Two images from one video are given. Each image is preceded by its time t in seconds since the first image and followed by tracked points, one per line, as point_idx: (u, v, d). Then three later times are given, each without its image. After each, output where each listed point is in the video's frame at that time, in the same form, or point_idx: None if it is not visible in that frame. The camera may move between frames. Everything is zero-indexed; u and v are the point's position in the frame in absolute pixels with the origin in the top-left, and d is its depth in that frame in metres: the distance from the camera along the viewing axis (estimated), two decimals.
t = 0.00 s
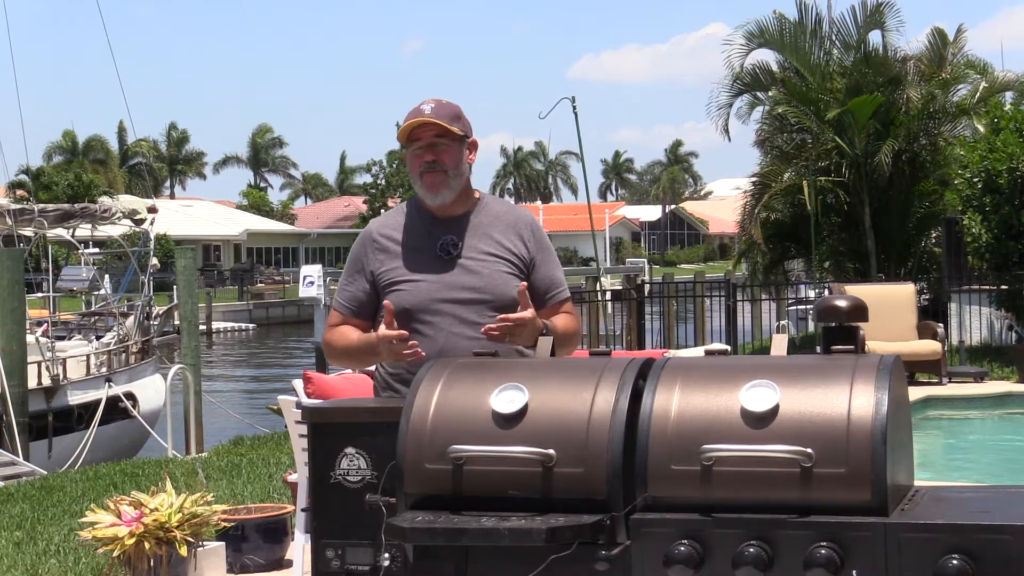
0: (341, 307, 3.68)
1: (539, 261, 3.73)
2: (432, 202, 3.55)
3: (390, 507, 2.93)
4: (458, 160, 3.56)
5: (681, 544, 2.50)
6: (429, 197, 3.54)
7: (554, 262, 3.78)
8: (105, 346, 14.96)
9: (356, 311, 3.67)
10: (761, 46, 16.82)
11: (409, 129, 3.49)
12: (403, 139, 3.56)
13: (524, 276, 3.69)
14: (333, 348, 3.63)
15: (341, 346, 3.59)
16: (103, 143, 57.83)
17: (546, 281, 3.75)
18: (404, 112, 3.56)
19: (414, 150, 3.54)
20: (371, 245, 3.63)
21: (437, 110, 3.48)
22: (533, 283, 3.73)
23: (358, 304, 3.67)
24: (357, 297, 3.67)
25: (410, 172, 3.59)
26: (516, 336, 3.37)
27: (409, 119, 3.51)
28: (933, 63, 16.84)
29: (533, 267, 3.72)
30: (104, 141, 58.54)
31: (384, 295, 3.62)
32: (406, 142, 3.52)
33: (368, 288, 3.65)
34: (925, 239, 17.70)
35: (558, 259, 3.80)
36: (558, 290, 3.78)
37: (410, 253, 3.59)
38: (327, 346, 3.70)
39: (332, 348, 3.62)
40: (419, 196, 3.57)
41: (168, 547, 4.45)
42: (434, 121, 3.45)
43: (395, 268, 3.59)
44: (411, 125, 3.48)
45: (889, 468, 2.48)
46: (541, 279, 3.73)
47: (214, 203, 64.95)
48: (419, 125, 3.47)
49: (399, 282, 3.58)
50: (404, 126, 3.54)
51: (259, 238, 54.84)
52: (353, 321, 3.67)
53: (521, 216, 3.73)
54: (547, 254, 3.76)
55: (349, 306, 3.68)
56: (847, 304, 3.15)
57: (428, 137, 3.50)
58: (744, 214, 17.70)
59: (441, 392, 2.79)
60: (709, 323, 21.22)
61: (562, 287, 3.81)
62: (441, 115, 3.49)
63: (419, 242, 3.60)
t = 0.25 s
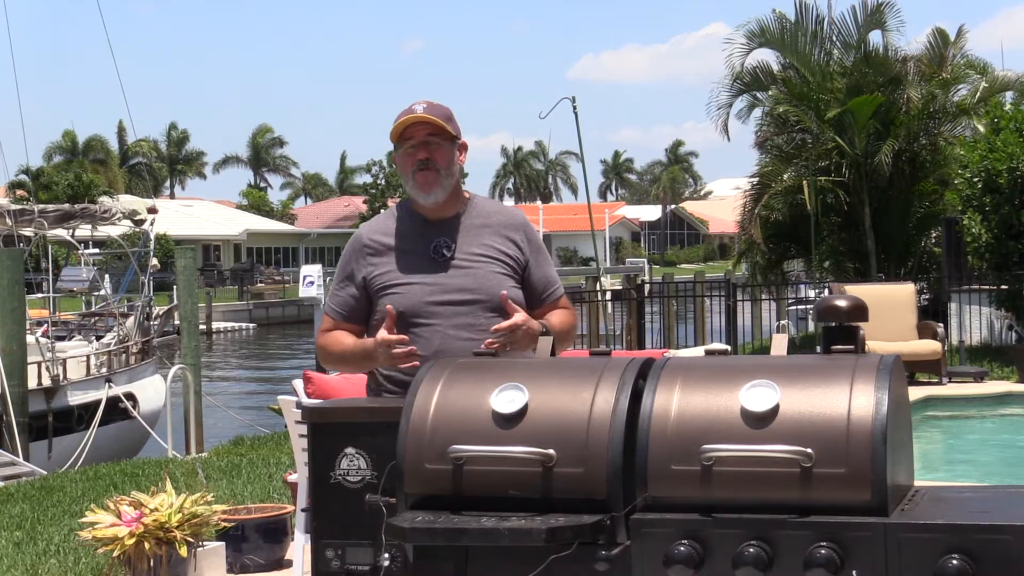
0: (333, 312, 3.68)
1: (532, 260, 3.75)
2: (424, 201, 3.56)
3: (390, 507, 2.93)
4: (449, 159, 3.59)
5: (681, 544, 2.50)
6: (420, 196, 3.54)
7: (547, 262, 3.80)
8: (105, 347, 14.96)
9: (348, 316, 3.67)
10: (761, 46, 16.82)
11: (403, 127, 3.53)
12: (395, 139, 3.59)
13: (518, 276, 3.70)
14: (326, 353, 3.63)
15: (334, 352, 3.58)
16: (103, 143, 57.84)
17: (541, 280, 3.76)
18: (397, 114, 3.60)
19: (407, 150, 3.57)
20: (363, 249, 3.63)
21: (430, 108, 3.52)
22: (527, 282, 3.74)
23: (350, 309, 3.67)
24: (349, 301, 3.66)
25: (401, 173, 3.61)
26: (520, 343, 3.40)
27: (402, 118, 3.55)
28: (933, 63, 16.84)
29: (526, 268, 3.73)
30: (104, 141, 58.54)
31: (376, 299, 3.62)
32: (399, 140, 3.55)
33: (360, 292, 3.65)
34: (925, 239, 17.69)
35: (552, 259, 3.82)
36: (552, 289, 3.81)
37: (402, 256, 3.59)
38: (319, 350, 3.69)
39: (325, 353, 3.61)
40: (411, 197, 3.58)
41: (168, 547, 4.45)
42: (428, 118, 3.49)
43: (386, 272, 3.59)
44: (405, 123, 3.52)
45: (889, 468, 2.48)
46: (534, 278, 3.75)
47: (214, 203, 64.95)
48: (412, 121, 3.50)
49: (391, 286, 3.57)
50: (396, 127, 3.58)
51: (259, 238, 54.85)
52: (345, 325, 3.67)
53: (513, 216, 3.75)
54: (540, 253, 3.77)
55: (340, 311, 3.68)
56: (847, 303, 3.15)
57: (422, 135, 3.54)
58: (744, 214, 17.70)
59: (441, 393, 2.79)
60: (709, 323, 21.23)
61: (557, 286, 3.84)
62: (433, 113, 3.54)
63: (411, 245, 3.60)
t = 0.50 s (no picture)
0: (329, 315, 3.67)
1: (527, 259, 3.76)
2: (423, 203, 3.56)
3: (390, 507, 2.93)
4: (447, 161, 3.58)
5: (681, 544, 2.50)
6: (423, 199, 3.55)
7: (541, 260, 3.81)
8: (105, 347, 14.97)
9: (344, 318, 3.66)
10: (761, 46, 16.81)
11: (400, 130, 3.51)
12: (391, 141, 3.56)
13: (514, 276, 3.71)
14: (323, 357, 3.62)
15: (333, 356, 3.57)
16: (103, 143, 57.83)
17: (536, 279, 3.77)
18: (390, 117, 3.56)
19: (404, 153, 3.55)
20: (359, 251, 3.61)
21: (425, 110, 3.50)
22: (523, 282, 3.75)
23: (346, 312, 3.66)
24: (346, 304, 3.65)
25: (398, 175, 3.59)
26: (512, 346, 3.38)
27: (399, 120, 3.52)
28: (933, 63, 16.85)
29: (521, 267, 3.74)
30: (104, 141, 58.53)
31: (374, 301, 3.61)
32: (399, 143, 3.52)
33: (356, 295, 3.64)
34: (925, 239, 17.69)
35: (546, 258, 3.83)
36: (547, 288, 3.82)
37: (399, 259, 3.59)
38: (315, 354, 3.68)
39: (323, 358, 3.61)
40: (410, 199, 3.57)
41: (168, 546, 4.45)
42: (426, 121, 3.48)
43: (384, 275, 3.58)
44: (403, 127, 3.50)
45: (888, 468, 2.48)
46: (530, 278, 3.76)
47: (213, 203, 64.94)
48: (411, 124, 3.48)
49: (391, 289, 3.57)
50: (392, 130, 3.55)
51: (258, 238, 54.86)
52: (341, 327, 3.66)
53: (507, 215, 3.75)
54: (534, 252, 3.79)
55: (336, 314, 3.66)
56: (847, 304, 3.15)
57: (420, 137, 3.52)
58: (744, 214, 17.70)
59: (441, 393, 2.79)
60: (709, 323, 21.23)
61: (551, 284, 3.85)
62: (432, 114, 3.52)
63: (408, 247, 3.59)
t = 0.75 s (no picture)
0: (327, 318, 3.64)
1: (525, 257, 3.77)
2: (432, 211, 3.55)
3: (390, 507, 2.93)
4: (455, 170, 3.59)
5: (681, 544, 2.50)
6: (428, 207, 3.53)
7: (539, 259, 3.83)
8: (106, 347, 14.97)
9: (343, 321, 3.64)
10: (762, 46, 16.79)
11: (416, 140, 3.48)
12: (401, 148, 3.52)
13: (511, 275, 3.73)
14: (322, 360, 3.61)
15: (333, 359, 3.56)
16: (103, 143, 57.82)
17: (533, 278, 3.79)
18: (402, 122, 3.54)
19: (414, 161, 3.53)
20: (357, 253, 3.60)
21: (439, 119, 3.51)
22: (520, 281, 3.77)
23: (345, 314, 3.64)
24: (344, 306, 3.63)
25: (404, 182, 3.56)
26: (511, 347, 3.36)
27: (414, 129, 3.49)
28: (933, 63, 16.84)
29: (518, 266, 3.76)
30: (104, 141, 58.53)
31: (374, 303, 3.61)
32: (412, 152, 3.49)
33: (355, 297, 3.62)
34: (925, 239, 17.68)
35: (542, 256, 3.85)
36: (545, 287, 3.84)
37: (399, 261, 3.58)
38: (313, 357, 3.66)
39: (324, 361, 3.59)
40: (417, 207, 3.55)
41: (169, 547, 4.45)
42: (445, 132, 3.49)
43: (384, 277, 3.58)
44: (419, 137, 3.47)
45: (888, 468, 2.48)
46: (527, 277, 3.77)
47: (214, 203, 64.94)
48: (430, 136, 3.47)
49: (391, 290, 3.57)
50: (405, 137, 3.52)
51: (259, 238, 54.87)
52: (341, 330, 3.64)
53: (503, 214, 3.77)
54: (532, 250, 3.80)
55: (335, 317, 3.64)
56: (847, 303, 3.15)
57: (437, 147, 3.51)
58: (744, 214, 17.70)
59: (441, 393, 2.79)
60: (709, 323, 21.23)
61: (549, 283, 3.87)
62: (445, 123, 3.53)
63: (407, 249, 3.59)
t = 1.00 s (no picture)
0: (327, 318, 3.65)
1: (527, 259, 3.78)
2: (440, 216, 3.56)
3: (390, 507, 2.94)
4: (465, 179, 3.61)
5: (681, 544, 2.50)
6: (439, 214, 3.55)
7: (540, 260, 3.83)
8: (106, 346, 14.97)
9: (343, 321, 3.65)
10: (762, 46, 16.78)
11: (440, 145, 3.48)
12: (419, 150, 3.51)
13: (512, 276, 3.73)
14: (324, 361, 3.62)
15: (334, 360, 3.57)
16: (103, 143, 57.82)
17: (534, 280, 3.79)
18: (423, 126, 3.51)
19: (429, 166, 3.52)
20: (357, 253, 3.61)
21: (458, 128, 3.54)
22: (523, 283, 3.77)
23: (345, 314, 3.65)
24: (344, 307, 3.64)
25: (415, 183, 3.55)
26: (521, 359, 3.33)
27: (436, 134, 3.50)
28: (933, 63, 16.85)
29: (520, 267, 3.76)
30: (104, 141, 58.52)
31: (374, 303, 3.61)
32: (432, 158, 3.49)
33: (355, 297, 3.63)
34: (925, 239, 17.68)
35: (543, 257, 3.85)
36: (545, 288, 3.85)
37: (399, 261, 3.59)
38: (315, 357, 3.67)
39: (325, 361, 3.60)
40: (426, 210, 3.56)
41: (169, 546, 4.45)
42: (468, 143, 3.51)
43: (383, 277, 3.58)
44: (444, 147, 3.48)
45: (888, 469, 2.48)
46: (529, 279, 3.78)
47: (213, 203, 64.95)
48: (454, 147, 3.48)
49: (390, 290, 3.57)
50: (423, 141, 3.51)
51: (259, 238, 54.88)
52: (341, 330, 3.65)
53: (506, 215, 3.77)
54: (534, 253, 3.80)
55: (335, 317, 3.65)
56: (847, 304, 3.15)
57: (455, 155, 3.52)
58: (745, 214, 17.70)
59: (441, 393, 2.79)
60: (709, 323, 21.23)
61: (549, 284, 3.87)
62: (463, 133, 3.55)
63: (408, 249, 3.59)
